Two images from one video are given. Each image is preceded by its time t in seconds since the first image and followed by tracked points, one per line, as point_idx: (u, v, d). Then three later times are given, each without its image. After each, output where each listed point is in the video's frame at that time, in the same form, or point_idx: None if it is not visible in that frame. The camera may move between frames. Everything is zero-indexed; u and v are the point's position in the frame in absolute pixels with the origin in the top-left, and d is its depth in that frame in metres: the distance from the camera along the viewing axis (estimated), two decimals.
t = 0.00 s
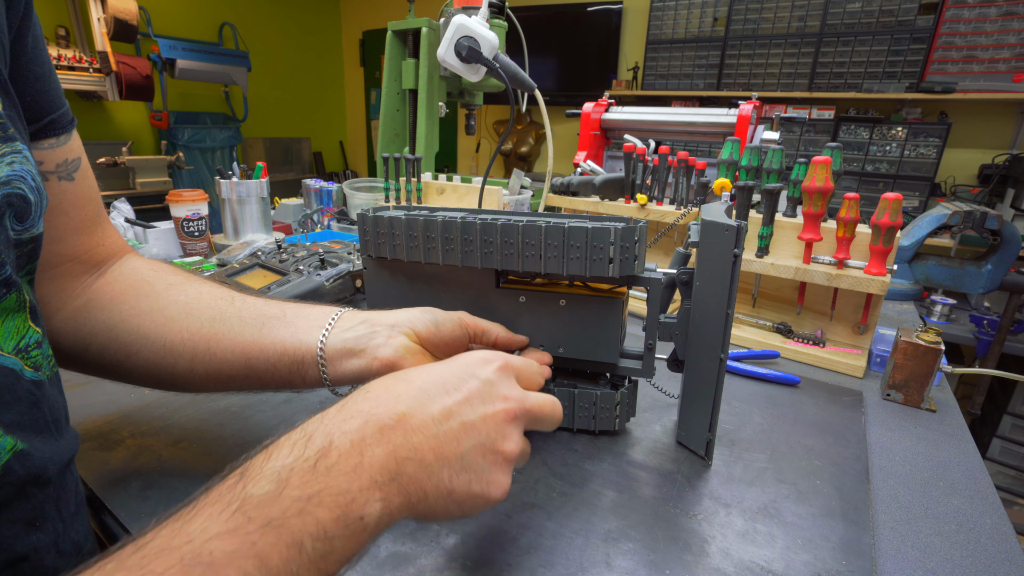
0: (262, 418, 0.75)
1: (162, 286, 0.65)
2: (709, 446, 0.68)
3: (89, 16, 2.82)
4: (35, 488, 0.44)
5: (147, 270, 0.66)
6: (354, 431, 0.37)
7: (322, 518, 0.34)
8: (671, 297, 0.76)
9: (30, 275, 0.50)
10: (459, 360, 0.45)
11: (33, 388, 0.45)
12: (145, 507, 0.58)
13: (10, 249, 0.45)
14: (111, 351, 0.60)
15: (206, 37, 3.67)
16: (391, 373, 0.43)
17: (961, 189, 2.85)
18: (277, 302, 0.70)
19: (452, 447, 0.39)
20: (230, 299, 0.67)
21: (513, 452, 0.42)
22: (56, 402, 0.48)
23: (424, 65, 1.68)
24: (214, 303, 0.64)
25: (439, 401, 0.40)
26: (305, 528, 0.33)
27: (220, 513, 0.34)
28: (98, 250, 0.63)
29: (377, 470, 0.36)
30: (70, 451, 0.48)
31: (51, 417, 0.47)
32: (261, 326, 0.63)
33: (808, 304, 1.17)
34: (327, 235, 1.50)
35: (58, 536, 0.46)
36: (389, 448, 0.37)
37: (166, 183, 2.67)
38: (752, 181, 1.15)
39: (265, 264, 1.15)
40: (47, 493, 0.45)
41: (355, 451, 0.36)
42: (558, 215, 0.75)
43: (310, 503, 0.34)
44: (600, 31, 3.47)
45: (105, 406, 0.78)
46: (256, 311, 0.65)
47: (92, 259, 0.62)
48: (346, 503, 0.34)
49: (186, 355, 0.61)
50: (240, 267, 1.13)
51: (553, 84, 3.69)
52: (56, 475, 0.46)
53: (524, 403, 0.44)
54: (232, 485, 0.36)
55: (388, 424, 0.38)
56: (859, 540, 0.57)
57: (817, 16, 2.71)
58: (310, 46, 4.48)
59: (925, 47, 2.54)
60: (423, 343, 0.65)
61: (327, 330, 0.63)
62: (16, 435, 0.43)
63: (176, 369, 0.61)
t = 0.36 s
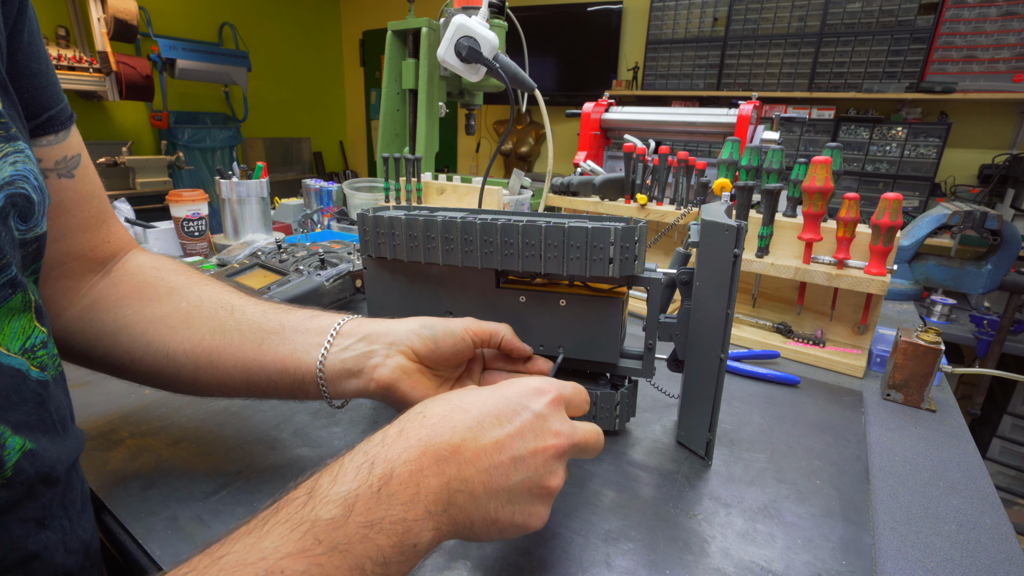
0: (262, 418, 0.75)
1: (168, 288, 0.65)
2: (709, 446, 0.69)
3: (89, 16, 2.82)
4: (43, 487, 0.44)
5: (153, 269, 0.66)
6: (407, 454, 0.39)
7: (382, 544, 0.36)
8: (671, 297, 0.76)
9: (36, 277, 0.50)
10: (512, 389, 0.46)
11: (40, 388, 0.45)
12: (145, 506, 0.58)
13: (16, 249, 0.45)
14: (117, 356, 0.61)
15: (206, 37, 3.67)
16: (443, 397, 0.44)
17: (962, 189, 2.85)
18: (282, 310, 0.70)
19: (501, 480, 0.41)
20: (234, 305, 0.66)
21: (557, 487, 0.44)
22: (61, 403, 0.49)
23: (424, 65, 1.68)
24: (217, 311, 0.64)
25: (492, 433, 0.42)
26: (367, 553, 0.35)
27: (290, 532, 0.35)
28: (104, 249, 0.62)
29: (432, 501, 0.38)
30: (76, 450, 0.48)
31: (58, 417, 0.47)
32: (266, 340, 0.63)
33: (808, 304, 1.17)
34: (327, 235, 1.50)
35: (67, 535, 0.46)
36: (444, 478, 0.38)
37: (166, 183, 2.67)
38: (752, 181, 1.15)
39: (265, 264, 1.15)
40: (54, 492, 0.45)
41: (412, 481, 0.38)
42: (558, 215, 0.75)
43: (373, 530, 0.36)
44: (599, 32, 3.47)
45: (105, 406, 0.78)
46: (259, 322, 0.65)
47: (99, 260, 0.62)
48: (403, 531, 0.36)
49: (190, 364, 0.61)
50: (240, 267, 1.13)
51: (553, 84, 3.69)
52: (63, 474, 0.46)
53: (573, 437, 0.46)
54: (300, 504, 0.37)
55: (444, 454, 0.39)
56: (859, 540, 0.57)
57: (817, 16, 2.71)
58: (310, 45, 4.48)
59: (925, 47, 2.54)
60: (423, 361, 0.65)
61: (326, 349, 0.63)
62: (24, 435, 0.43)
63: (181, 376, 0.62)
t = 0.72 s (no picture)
0: (262, 418, 0.75)
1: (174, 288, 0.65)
2: (710, 446, 0.69)
3: (90, 16, 2.82)
4: (51, 488, 0.44)
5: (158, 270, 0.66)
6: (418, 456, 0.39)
7: (394, 540, 0.36)
8: (671, 297, 0.76)
9: (41, 277, 0.50)
10: (521, 387, 0.46)
11: (48, 390, 0.45)
12: (146, 507, 0.58)
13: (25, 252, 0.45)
14: (123, 356, 0.61)
15: (207, 37, 3.67)
16: (453, 394, 0.44)
17: (962, 189, 2.85)
18: (287, 311, 0.70)
19: (510, 478, 0.41)
20: (239, 306, 0.66)
21: (562, 486, 0.44)
22: (67, 403, 0.49)
23: (424, 65, 1.68)
24: (223, 312, 0.64)
25: (503, 430, 0.42)
26: (381, 549, 0.35)
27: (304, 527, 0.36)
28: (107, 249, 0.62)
29: (443, 498, 0.38)
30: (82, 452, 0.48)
31: (64, 417, 0.47)
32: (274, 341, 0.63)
33: (809, 304, 1.17)
34: (327, 235, 1.50)
35: (72, 535, 0.46)
36: (455, 475, 0.39)
37: (166, 183, 2.66)
38: (752, 181, 1.15)
39: (265, 264, 1.15)
40: (60, 493, 0.45)
41: (425, 478, 0.38)
42: (558, 215, 0.75)
43: (386, 526, 0.36)
44: (599, 32, 3.47)
45: (106, 406, 0.78)
46: (266, 322, 0.65)
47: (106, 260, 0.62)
48: (415, 527, 0.37)
49: (197, 365, 0.61)
50: (240, 267, 1.13)
51: (553, 84, 3.69)
52: (69, 475, 0.46)
53: (580, 437, 0.46)
54: (314, 500, 0.38)
55: (456, 452, 0.39)
56: (859, 540, 0.57)
57: (817, 16, 2.71)
58: (310, 45, 4.48)
59: (925, 47, 2.54)
60: (426, 358, 0.65)
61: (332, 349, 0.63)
62: (34, 435, 0.43)
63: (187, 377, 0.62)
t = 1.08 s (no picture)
0: (262, 418, 0.75)
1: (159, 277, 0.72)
2: (709, 446, 0.69)
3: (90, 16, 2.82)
4: (45, 474, 0.44)
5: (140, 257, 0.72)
6: (476, 502, 0.41)
7: None
8: (671, 297, 0.76)
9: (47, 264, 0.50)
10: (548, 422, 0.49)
11: (56, 373, 0.46)
12: (146, 506, 0.58)
13: (30, 238, 0.45)
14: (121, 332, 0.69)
15: (207, 37, 3.67)
16: (509, 446, 0.46)
17: (962, 189, 2.84)
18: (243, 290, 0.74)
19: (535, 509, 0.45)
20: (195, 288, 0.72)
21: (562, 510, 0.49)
22: (70, 391, 0.49)
23: (424, 65, 1.68)
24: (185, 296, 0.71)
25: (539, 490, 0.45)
26: None
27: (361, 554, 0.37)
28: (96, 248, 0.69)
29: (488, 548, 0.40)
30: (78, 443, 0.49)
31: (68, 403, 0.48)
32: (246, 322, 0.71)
33: (809, 304, 1.17)
34: (328, 235, 1.50)
35: (72, 527, 0.47)
36: (499, 529, 0.41)
37: (166, 183, 2.67)
38: (752, 181, 1.15)
39: (265, 264, 1.15)
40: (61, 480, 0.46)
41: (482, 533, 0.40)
42: (558, 215, 0.75)
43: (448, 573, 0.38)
44: (599, 32, 3.47)
45: (106, 406, 0.78)
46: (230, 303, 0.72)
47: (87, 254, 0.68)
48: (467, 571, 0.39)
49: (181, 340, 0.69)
50: (240, 267, 1.13)
51: (554, 84, 3.69)
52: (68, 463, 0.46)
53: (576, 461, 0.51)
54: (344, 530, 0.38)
55: (508, 508, 0.42)
56: (858, 540, 0.57)
57: (817, 16, 2.71)
58: (310, 45, 4.48)
59: (925, 47, 2.54)
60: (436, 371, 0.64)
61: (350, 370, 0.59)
62: (34, 420, 0.44)
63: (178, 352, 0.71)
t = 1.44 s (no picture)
0: (262, 418, 0.75)
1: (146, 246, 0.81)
2: (710, 446, 0.69)
3: (90, 16, 2.82)
4: (45, 460, 0.45)
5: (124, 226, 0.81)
6: (473, 484, 0.42)
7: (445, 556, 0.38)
8: (671, 297, 0.76)
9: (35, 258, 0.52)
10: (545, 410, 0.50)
11: (47, 362, 0.48)
12: (145, 506, 0.58)
13: (17, 229, 0.48)
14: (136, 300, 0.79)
15: (206, 37, 3.67)
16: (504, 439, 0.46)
17: (962, 189, 2.85)
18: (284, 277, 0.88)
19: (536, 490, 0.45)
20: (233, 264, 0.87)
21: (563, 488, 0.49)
22: (62, 382, 0.51)
23: (424, 65, 1.68)
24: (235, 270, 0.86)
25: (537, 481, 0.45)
26: None
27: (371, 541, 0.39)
28: (88, 233, 0.76)
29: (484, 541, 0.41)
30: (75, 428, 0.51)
31: (60, 392, 0.50)
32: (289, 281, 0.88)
33: (809, 304, 1.17)
34: (328, 235, 1.50)
35: (70, 510, 0.48)
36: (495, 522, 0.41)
37: (166, 183, 2.66)
38: (752, 181, 1.15)
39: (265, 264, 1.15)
40: (59, 464, 0.47)
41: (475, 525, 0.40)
42: (558, 215, 0.75)
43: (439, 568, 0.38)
44: (600, 32, 3.47)
45: (105, 406, 0.78)
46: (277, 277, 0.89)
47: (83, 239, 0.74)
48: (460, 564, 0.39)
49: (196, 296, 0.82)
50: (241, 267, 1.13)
51: (554, 84, 3.70)
52: (63, 449, 0.47)
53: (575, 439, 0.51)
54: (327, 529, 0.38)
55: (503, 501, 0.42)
56: (859, 540, 0.57)
57: (817, 16, 2.71)
58: (310, 45, 4.48)
59: (925, 47, 2.54)
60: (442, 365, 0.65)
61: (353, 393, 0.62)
62: (30, 405, 0.45)
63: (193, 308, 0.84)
